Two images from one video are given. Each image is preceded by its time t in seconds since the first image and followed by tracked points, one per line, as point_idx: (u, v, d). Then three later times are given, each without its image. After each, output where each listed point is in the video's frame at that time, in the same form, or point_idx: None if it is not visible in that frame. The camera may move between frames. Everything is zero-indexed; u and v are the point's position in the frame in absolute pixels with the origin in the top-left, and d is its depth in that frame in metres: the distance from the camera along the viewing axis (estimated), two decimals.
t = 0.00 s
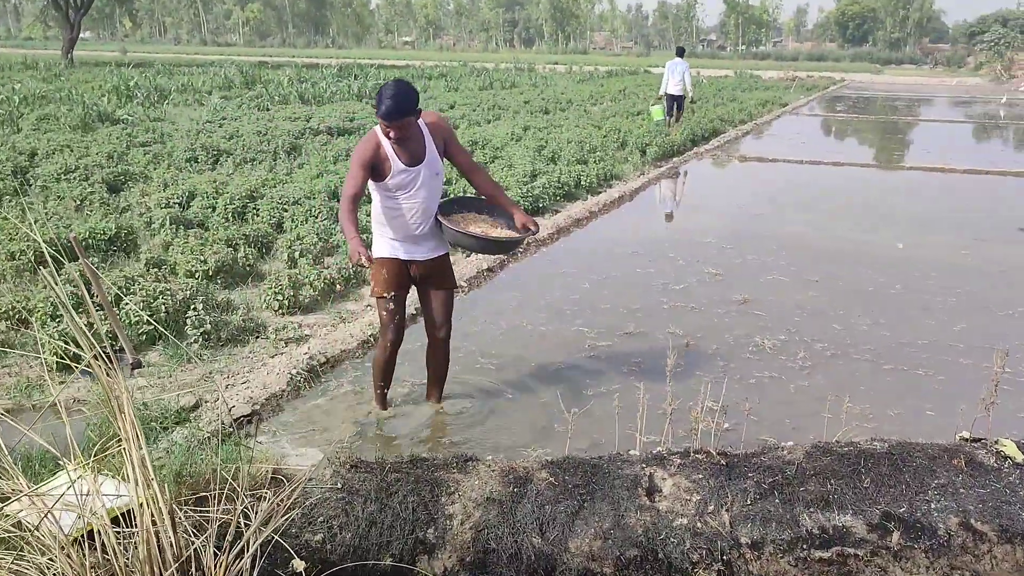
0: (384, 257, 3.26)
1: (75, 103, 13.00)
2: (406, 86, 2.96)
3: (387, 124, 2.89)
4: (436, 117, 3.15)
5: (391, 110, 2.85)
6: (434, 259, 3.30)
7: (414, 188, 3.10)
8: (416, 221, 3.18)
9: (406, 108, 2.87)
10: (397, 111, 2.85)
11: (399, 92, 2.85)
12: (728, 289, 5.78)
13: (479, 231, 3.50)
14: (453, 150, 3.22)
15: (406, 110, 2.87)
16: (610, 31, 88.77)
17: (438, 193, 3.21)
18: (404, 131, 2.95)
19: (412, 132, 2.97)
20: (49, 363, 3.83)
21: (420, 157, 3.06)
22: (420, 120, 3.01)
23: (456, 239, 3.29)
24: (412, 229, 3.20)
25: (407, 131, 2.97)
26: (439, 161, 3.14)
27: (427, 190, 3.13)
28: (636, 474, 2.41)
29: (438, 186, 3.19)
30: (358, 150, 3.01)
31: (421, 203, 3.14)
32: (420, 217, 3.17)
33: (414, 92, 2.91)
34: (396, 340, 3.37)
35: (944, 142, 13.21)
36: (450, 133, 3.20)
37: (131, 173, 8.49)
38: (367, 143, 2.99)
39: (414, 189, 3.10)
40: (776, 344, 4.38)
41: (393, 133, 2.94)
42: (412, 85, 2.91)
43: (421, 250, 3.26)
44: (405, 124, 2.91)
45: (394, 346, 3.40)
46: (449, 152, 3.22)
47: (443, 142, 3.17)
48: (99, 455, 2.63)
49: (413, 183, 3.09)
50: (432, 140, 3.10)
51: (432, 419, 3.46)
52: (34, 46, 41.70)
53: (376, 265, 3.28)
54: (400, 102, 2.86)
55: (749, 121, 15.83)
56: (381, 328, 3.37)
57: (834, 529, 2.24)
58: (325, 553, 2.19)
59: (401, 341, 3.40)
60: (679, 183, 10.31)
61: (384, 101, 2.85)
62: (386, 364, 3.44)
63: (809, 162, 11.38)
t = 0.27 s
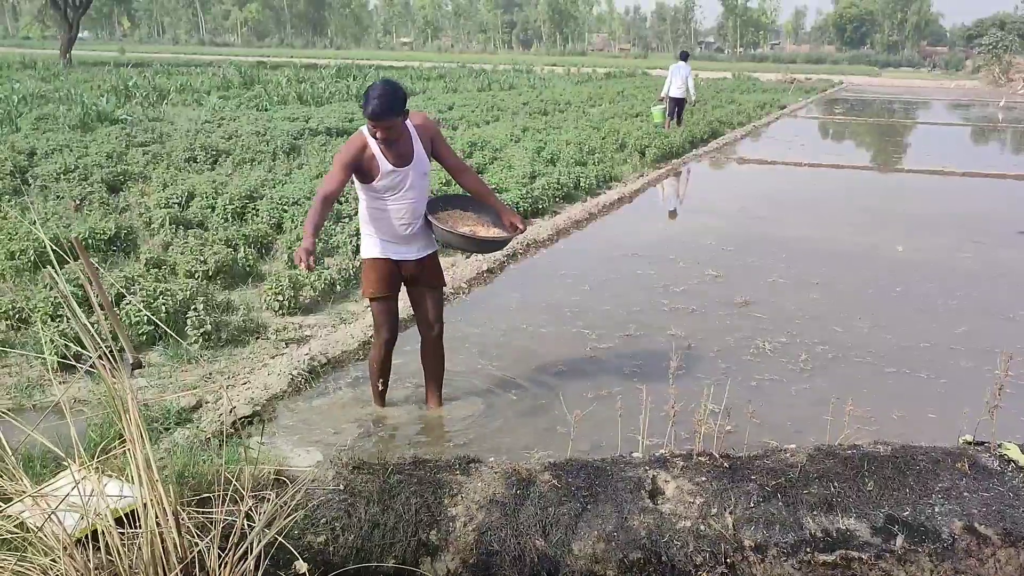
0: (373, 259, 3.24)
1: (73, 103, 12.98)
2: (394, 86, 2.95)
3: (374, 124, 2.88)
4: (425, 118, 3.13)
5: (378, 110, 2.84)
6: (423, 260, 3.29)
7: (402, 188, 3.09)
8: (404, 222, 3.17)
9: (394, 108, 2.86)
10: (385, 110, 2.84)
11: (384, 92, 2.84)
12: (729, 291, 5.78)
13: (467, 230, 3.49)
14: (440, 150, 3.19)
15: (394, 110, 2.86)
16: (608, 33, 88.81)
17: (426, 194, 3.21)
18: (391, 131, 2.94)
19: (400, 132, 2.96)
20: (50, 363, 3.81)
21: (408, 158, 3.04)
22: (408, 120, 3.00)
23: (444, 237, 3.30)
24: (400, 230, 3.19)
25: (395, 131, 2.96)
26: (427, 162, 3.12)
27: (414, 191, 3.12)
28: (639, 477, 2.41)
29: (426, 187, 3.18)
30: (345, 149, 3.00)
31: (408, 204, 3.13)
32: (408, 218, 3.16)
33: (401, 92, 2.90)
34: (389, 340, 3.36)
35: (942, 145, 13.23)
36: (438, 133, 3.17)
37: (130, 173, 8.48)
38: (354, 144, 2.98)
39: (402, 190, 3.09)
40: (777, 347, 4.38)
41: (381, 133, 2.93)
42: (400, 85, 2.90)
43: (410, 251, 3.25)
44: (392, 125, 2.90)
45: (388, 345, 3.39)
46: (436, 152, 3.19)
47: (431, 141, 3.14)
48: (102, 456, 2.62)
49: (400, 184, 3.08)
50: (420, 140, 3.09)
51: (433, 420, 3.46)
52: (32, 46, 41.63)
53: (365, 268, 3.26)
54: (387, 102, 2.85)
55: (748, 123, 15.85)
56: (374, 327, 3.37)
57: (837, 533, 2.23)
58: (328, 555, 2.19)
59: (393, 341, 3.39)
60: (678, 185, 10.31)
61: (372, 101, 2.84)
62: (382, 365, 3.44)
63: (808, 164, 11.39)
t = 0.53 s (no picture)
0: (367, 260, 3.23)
1: (68, 102, 12.93)
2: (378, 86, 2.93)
3: (359, 126, 2.86)
4: (411, 116, 3.13)
5: (363, 111, 2.83)
6: (416, 258, 3.30)
7: (390, 189, 3.08)
8: (395, 222, 3.16)
9: (378, 108, 2.85)
10: (369, 111, 2.83)
11: (369, 93, 2.82)
12: (726, 292, 5.78)
13: (458, 226, 3.42)
14: (427, 147, 3.19)
15: (378, 110, 2.85)
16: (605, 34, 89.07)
17: (416, 193, 3.19)
18: (376, 132, 2.92)
19: (385, 132, 2.94)
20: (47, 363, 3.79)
21: (395, 158, 3.03)
22: (393, 120, 2.99)
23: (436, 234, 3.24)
24: (391, 230, 3.18)
25: (380, 131, 2.94)
26: (415, 161, 3.11)
27: (403, 190, 3.11)
28: (639, 478, 2.41)
29: (415, 186, 3.17)
30: (330, 150, 2.98)
31: (397, 204, 3.12)
32: (398, 218, 3.16)
33: (385, 92, 2.88)
34: (383, 337, 3.35)
35: (937, 148, 13.28)
36: (424, 131, 3.17)
37: (126, 172, 8.46)
38: (340, 146, 2.96)
39: (391, 190, 3.08)
40: (775, 349, 4.39)
41: (365, 134, 2.92)
42: (383, 85, 2.88)
43: (402, 250, 3.24)
44: (377, 125, 2.89)
45: (384, 344, 3.37)
46: (423, 150, 3.19)
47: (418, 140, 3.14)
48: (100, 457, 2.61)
49: (388, 184, 3.06)
50: (407, 139, 3.07)
51: (432, 422, 3.45)
52: (26, 44, 41.54)
53: (359, 269, 3.25)
54: (371, 102, 2.83)
55: (744, 125, 15.87)
56: (369, 327, 3.36)
57: (838, 536, 2.23)
58: (327, 556, 2.18)
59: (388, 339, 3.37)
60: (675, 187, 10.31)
61: (355, 102, 2.83)
62: (378, 364, 3.41)
63: (804, 167, 11.41)
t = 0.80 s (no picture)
0: (360, 260, 3.23)
1: (55, 103, 12.83)
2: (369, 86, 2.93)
3: (351, 126, 2.85)
4: (401, 117, 3.12)
5: (354, 111, 2.82)
6: (409, 258, 3.30)
7: (383, 189, 3.07)
8: (388, 222, 3.15)
9: (370, 108, 2.84)
10: (361, 111, 2.82)
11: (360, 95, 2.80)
12: (717, 296, 5.80)
13: (450, 227, 3.42)
14: (419, 148, 3.18)
15: (370, 110, 2.84)
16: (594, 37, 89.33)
17: (408, 193, 3.18)
18: (367, 133, 2.90)
19: (377, 132, 2.94)
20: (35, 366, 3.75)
21: (387, 158, 3.02)
22: (385, 119, 2.98)
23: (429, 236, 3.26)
24: (384, 230, 3.17)
25: (373, 132, 2.93)
26: (408, 161, 3.11)
27: (396, 190, 3.10)
28: (632, 483, 2.41)
29: (407, 186, 3.16)
30: (322, 151, 2.96)
31: (391, 204, 3.11)
32: (391, 218, 3.15)
33: (377, 92, 2.88)
34: (375, 340, 3.34)
35: (923, 152, 13.38)
36: (416, 132, 3.17)
37: (114, 173, 8.40)
38: (331, 148, 2.94)
39: (383, 191, 3.07)
40: (766, 353, 4.40)
41: (357, 135, 2.90)
42: (374, 85, 2.88)
43: (396, 250, 3.24)
44: (369, 125, 2.88)
45: (375, 346, 3.37)
46: (415, 150, 3.19)
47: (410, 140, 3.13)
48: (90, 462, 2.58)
49: (381, 184, 3.05)
50: (399, 139, 3.07)
51: (424, 426, 3.44)
52: (11, 45, 41.23)
53: (352, 269, 3.25)
54: (362, 103, 2.82)
55: (732, 129, 15.94)
56: (361, 327, 3.35)
57: (830, 540, 2.23)
58: (317, 563, 2.15)
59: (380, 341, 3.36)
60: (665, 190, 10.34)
61: (347, 102, 2.81)
62: (370, 366, 3.40)
63: (793, 170, 11.47)
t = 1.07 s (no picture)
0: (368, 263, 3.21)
1: (38, 103, 12.70)
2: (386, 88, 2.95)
3: (368, 125, 2.86)
4: (414, 121, 3.14)
5: (372, 110, 2.83)
6: (416, 262, 3.29)
7: (395, 190, 3.08)
8: (398, 225, 3.15)
9: (388, 108, 2.86)
10: (379, 110, 2.83)
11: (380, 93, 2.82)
12: (707, 299, 5.82)
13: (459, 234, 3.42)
14: (431, 153, 3.19)
15: (387, 109, 2.85)
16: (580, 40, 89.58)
17: (418, 197, 3.19)
18: (384, 133, 2.91)
19: (393, 133, 2.95)
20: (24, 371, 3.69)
21: (400, 160, 3.04)
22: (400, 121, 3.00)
23: (433, 239, 3.25)
24: (394, 233, 3.17)
25: (387, 132, 2.95)
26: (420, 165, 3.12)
27: (407, 193, 3.11)
28: (630, 487, 2.41)
29: (418, 189, 3.17)
30: (337, 151, 2.97)
31: (401, 206, 3.11)
32: (402, 221, 3.15)
33: (395, 94, 2.90)
34: (377, 341, 3.33)
35: (908, 156, 13.47)
36: (428, 136, 3.18)
37: (100, 175, 8.33)
38: (347, 147, 2.95)
39: (396, 192, 3.08)
40: (758, 356, 4.42)
41: (374, 134, 2.91)
42: (392, 86, 2.90)
43: (404, 253, 3.23)
44: (386, 126, 2.89)
45: (377, 346, 3.35)
46: (427, 155, 3.19)
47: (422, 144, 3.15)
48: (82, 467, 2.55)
49: (393, 186, 3.06)
50: (412, 143, 3.08)
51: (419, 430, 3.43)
52: None
53: (359, 272, 3.23)
54: (381, 102, 2.84)
55: (719, 132, 16.02)
56: (363, 328, 3.33)
57: (827, 544, 2.24)
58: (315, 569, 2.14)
59: (381, 342, 3.35)
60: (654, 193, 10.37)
61: (365, 101, 2.83)
62: (370, 367, 3.39)
63: (780, 174, 11.53)
